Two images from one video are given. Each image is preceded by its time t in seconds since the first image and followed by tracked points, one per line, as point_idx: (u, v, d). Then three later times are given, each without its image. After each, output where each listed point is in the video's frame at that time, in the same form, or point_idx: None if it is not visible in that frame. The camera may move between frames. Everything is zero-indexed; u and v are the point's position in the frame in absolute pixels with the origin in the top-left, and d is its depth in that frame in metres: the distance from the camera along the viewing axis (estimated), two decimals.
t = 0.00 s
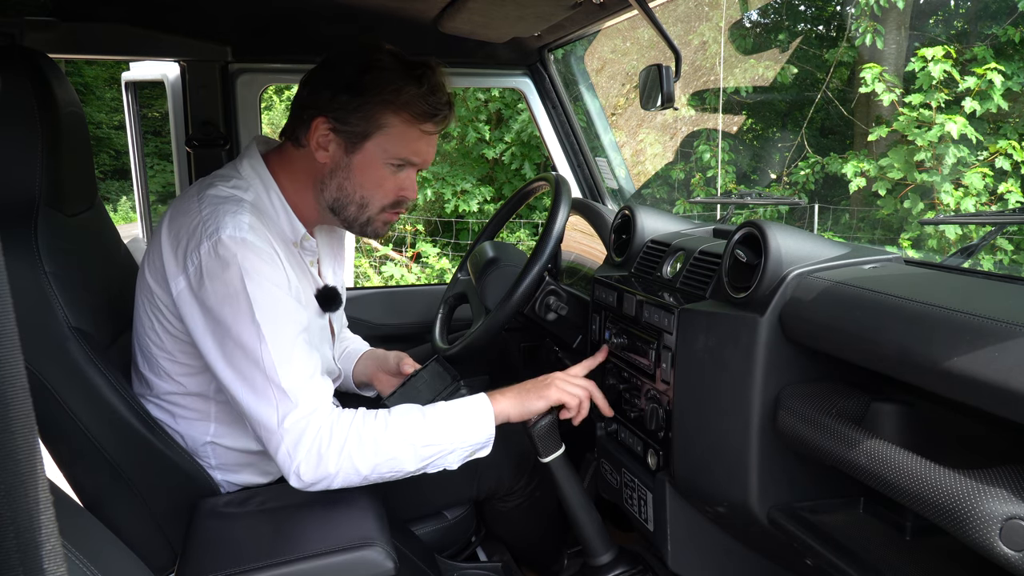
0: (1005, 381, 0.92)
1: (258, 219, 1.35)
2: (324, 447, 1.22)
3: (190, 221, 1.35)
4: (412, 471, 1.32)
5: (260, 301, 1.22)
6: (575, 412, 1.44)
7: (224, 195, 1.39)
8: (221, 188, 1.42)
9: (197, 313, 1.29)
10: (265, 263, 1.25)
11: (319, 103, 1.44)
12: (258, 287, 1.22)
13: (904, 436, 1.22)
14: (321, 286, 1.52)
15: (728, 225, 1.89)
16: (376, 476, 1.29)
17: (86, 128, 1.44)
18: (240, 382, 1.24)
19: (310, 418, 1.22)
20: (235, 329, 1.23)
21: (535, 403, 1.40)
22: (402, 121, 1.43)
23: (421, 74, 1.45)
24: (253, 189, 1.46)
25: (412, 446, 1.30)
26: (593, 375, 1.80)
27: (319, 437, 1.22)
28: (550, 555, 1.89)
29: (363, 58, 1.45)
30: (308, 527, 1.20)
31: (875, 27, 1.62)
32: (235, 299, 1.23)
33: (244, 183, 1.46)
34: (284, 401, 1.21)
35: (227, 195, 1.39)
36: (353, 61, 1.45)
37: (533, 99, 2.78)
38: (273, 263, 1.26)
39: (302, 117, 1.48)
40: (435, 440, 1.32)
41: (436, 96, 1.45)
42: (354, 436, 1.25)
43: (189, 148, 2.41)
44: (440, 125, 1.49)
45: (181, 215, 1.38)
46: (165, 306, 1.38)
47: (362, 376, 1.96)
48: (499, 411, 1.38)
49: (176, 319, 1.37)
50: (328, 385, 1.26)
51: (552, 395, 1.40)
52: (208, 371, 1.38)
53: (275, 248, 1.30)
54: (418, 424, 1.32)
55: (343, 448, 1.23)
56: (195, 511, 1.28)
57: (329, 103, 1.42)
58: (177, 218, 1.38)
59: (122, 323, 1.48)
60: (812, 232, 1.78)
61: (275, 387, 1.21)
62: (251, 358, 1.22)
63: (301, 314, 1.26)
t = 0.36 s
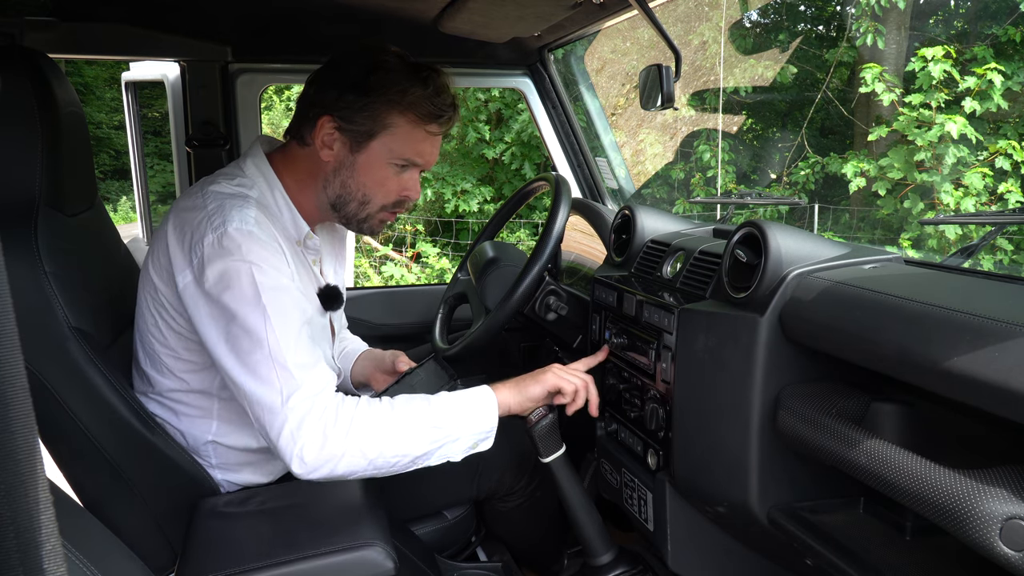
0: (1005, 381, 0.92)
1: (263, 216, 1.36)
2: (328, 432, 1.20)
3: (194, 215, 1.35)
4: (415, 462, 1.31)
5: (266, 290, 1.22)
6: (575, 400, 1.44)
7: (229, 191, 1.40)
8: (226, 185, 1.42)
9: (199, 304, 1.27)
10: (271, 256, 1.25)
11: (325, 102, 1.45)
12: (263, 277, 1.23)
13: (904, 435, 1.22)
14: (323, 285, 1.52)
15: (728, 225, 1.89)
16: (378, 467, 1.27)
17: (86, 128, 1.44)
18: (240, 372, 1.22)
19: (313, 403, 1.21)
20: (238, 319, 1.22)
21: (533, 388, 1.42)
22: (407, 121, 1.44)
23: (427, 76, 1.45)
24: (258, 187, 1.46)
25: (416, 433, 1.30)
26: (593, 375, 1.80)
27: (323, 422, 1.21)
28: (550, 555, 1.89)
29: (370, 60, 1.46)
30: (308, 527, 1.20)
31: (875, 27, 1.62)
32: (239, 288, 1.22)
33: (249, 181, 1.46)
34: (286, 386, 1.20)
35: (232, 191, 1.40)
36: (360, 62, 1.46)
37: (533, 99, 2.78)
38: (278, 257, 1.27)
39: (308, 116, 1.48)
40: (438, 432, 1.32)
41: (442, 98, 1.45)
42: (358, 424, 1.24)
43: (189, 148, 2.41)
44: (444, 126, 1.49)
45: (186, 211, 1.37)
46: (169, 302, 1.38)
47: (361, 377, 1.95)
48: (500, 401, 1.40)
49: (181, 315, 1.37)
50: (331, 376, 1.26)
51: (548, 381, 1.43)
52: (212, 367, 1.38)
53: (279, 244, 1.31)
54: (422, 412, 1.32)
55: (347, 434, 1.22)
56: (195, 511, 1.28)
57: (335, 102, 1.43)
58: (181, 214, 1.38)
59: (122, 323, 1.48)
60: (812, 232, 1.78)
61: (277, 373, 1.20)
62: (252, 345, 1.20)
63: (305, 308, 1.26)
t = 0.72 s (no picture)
0: (1005, 381, 0.92)
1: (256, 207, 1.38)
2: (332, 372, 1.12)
3: (187, 207, 1.35)
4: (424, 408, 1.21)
5: (263, 243, 1.21)
6: (586, 363, 1.48)
7: (223, 186, 1.41)
8: (218, 182, 1.43)
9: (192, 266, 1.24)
10: (266, 231, 1.26)
11: (325, 104, 1.45)
12: (259, 236, 1.23)
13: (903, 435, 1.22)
14: (317, 283, 1.53)
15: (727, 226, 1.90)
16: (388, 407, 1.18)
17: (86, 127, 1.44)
18: (226, 318, 1.16)
19: (313, 339, 1.12)
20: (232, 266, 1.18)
21: (553, 345, 1.42)
22: (404, 128, 1.43)
23: (426, 84, 1.44)
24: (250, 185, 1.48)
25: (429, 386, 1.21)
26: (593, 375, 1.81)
27: (325, 359, 1.11)
28: (550, 555, 1.89)
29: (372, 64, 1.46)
30: (308, 527, 1.20)
31: (875, 27, 1.62)
32: (234, 245, 1.21)
33: (241, 179, 1.48)
34: (281, 322, 1.12)
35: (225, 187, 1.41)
36: (362, 66, 1.46)
37: (533, 98, 2.78)
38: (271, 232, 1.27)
39: (308, 117, 1.49)
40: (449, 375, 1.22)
41: (440, 107, 1.44)
42: (360, 363, 1.14)
43: (189, 148, 2.41)
44: (442, 135, 1.48)
45: (181, 206, 1.38)
46: (164, 296, 1.38)
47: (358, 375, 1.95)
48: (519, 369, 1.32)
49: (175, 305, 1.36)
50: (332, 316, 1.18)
51: (567, 339, 1.45)
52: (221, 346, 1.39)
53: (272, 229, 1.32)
54: (437, 361, 1.22)
55: (348, 373, 1.13)
56: (195, 511, 1.28)
57: (333, 104, 1.43)
58: (173, 210, 1.38)
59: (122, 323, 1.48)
60: (812, 232, 1.78)
61: (275, 305, 1.13)
62: (239, 286, 1.15)
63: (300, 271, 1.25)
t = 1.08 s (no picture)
0: (1005, 381, 0.92)
1: (257, 211, 1.38)
2: (332, 396, 1.15)
3: (187, 212, 1.35)
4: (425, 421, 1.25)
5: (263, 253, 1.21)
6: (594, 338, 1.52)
7: (223, 190, 1.41)
8: (218, 185, 1.43)
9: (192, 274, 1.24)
10: (266, 238, 1.26)
11: (323, 102, 1.44)
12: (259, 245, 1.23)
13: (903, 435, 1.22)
14: (317, 282, 1.53)
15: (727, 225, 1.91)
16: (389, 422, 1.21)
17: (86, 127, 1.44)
18: (224, 333, 1.17)
19: (316, 357, 1.14)
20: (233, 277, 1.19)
21: (563, 337, 1.45)
22: (402, 126, 1.43)
23: (424, 82, 1.44)
24: (250, 186, 1.48)
25: (425, 404, 1.24)
26: (594, 375, 1.81)
27: (329, 376, 1.14)
28: (550, 555, 1.89)
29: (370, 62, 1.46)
30: (308, 527, 1.20)
31: (875, 27, 1.62)
32: (234, 254, 1.21)
33: (240, 180, 1.47)
34: (280, 345, 1.13)
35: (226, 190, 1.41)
36: (359, 64, 1.46)
37: (533, 99, 2.78)
38: (271, 239, 1.28)
39: (308, 116, 1.49)
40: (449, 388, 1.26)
41: (438, 105, 1.45)
42: (364, 379, 1.17)
43: (189, 148, 2.41)
44: (439, 132, 1.49)
45: (179, 209, 1.38)
46: (165, 300, 1.38)
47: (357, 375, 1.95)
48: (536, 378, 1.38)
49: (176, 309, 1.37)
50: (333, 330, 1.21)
51: (575, 326, 1.47)
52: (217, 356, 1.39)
53: (273, 234, 1.32)
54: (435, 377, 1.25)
55: (352, 389, 1.16)
56: (194, 511, 1.28)
57: (332, 103, 1.43)
58: (172, 213, 1.38)
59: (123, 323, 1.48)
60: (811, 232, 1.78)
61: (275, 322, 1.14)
62: (240, 303, 1.16)
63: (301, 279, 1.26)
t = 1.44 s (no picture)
0: (1005, 381, 0.92)
1: (264, 209, 1.38)
2: (344, 399, 1.15)
3: (194, 212, 1.35)
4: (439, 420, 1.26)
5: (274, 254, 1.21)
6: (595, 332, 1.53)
7: (230, 190, 1.41)
8: (224, 184, 1.43)
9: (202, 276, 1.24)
10: (275, 238, 1.26)
11: (326, 98, 1.45)
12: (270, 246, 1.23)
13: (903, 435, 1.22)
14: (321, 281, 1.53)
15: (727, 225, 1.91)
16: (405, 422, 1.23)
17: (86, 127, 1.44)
18: (236, 336, 1.17)
19: (332, 360, 1.15)
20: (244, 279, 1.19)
21: (570, 334, 1.46)
22: (404, 122, 1.43)
23: (425, 78, 1.44)
24: (254, 184, 1.47)
25: (439, 405, 1.25)
26: (593, 375, 1.81)
27: (347, 379, 1.15)
28: (550, 555, 1.89)
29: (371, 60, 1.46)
30: (309, 527, 1.20)
31: (874, 27, 1.62)
32: (245, 255, 1.21)
33: (244, 179, 1.47)
34: (297, 348, 1.14)
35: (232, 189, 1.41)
36: (360, 61, 1.46)
37: (533, 98, 2.78)
38: (280, 239, 1.27)
39: (309, 116, 1.49)
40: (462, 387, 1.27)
41: (439, 101, 1.45)
42: (380, 381, 1.18)
43: (189, 148, 2.41)
44: (440, 127, 1.49)
45: (187, 208, 1.37)
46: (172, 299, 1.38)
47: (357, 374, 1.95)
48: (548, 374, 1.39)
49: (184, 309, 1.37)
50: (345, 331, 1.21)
51: (579, 322, 1.48)
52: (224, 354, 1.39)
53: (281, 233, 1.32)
54: (447, 379, 1.25)
55: (369, 390, 1.17)
56: (194, 511, 1.28)
57: (334, 99, 1.43)
58: (180, 213, 1.38)
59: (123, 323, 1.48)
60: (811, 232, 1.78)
61: (288, 325, 1.14)
62: (253, 305, 1.16)
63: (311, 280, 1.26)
